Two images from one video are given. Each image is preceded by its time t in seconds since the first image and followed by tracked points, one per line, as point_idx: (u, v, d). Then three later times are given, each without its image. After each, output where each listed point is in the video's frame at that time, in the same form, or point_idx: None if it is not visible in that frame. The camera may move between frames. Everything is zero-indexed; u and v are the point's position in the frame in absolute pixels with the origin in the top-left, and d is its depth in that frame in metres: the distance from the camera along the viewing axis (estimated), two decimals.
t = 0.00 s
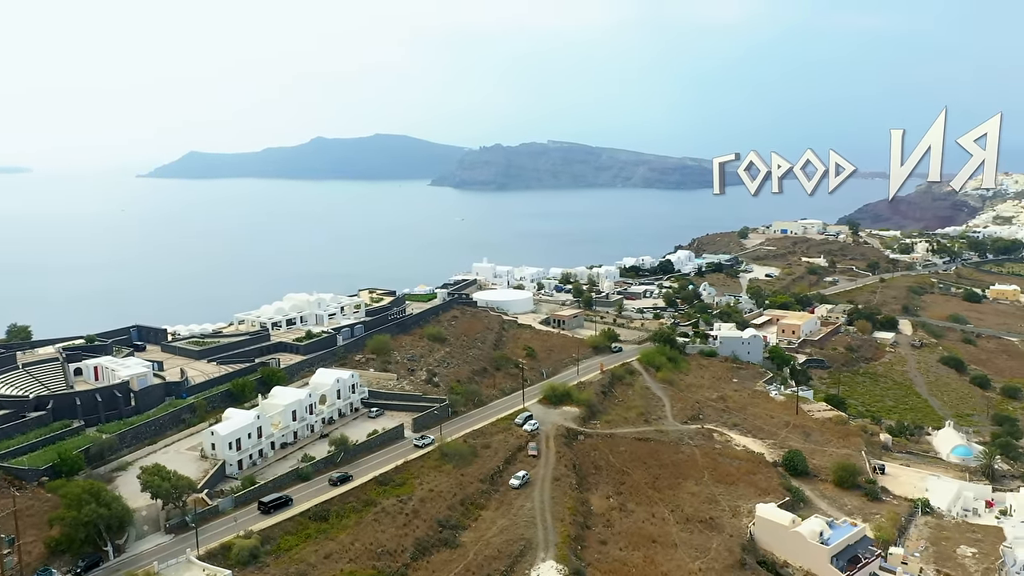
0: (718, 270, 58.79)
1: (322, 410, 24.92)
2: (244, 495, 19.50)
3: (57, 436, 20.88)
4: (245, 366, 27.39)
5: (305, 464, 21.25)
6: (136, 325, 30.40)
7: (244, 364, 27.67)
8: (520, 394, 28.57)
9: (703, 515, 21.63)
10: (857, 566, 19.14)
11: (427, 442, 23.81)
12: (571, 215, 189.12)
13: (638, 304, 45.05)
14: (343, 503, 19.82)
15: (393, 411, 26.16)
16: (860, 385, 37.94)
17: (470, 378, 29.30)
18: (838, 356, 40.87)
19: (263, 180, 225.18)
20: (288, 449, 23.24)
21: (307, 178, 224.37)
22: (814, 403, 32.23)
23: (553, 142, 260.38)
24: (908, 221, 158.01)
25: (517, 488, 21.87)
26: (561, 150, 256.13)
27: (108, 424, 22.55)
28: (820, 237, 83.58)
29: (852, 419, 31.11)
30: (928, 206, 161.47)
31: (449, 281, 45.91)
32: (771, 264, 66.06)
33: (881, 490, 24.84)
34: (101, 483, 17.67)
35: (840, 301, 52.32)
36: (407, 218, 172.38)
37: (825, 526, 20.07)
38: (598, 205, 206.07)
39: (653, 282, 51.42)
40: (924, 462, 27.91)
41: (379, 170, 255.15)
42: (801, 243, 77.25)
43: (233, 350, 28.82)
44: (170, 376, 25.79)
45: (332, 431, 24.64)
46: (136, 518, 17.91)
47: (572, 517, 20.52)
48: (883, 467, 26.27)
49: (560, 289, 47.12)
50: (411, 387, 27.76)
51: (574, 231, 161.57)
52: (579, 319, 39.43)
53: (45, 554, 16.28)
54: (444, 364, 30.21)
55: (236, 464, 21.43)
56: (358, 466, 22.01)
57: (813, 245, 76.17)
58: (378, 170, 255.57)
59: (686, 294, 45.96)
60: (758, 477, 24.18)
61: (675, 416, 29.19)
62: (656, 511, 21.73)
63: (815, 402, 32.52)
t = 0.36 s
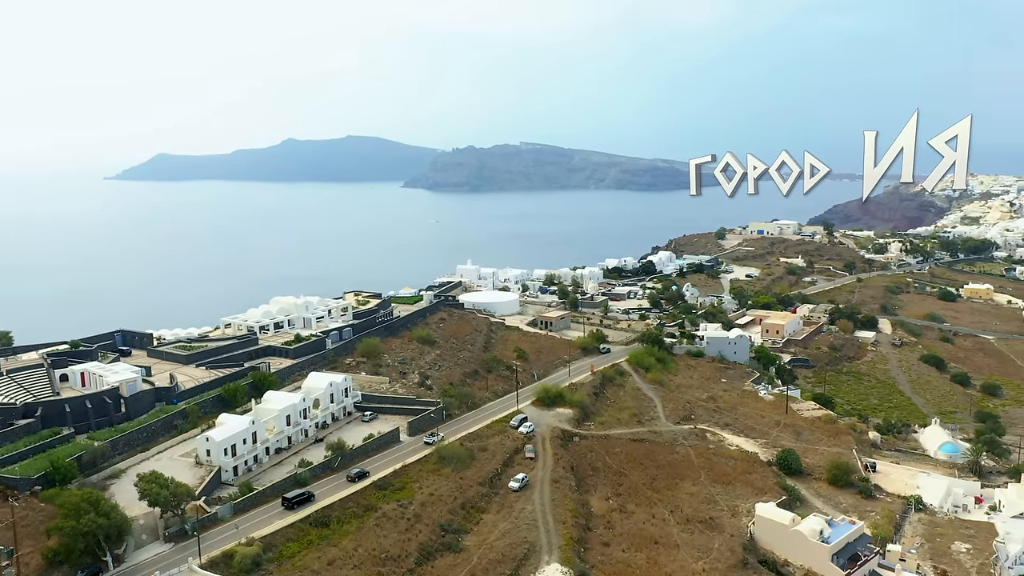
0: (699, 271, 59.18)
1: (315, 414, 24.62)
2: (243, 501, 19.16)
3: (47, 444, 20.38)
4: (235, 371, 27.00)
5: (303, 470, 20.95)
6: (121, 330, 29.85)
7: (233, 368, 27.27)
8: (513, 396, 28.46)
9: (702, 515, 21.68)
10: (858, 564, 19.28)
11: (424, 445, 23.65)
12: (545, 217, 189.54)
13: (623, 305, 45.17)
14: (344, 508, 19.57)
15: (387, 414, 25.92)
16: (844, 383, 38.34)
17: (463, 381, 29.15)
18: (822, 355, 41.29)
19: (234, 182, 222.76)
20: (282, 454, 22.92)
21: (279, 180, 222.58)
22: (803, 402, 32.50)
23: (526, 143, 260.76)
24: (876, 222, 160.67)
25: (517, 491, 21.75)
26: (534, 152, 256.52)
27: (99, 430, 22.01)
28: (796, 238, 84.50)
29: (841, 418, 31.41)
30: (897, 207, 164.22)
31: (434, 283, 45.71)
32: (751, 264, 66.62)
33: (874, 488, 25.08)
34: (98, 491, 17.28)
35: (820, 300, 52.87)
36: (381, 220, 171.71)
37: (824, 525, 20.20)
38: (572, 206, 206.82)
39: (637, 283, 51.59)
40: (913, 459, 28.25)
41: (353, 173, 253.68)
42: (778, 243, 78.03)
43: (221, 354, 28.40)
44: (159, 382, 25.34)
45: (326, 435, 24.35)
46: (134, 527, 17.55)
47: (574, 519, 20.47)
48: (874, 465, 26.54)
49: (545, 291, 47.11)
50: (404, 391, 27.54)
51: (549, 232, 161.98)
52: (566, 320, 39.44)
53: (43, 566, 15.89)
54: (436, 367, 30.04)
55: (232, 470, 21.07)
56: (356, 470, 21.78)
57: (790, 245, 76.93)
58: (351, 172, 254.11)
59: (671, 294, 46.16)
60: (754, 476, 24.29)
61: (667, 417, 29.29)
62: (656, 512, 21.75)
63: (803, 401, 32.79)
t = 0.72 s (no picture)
0: (681, 271, 59.43)
1: (310, 419, 24.30)
2: (242, 508, 18.82)
3: (37, 452, 19.86)
4: (225, 376, 26.54)
5: (301, 475, 20.64)
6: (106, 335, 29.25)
7: (223, 373, 26.80)
8: (507, 399, 28.31)
9: (703, 516, 21.67)
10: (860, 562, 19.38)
11: (421, 449, 23.45)
12: (520, 218, 189.59)
13: (610, 306, 45.20)
14: (345, 515, 19.28)
15: (381, 419, 25.64)
16: (831, 382, 38.65)
17: (456, 384, 28.93)
18: (808, 355, 41.62)
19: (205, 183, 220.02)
20: (278, 459, 22.59)
21: (252, 181, 220.41)
22: (793, 402, 32.69)
23: (500, 146, 260.80)
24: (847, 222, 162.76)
25: (517, 495, 21.59)
26: (509, 154, 256.61)
27: (90, 437, 21.49)
28: (773, 238, 85.26)
29: (831, 417, 31.64)
30: (868, 207, 166.50)
31: (419, 285, 45.44)
32: (732, 264, 67.05)
33: (869, 487, 25.25)
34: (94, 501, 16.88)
35: (802, 300, 53.33)
36: (356, 223, 170.09)
37: (825, 524, 20.27)
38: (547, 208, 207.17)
39: (621, 284, 51.66)
40: (904, 457, 28.53)
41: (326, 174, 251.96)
42: (757, 244, 78.63)
43: (210, 359, 27.91)
44: (148, 387, 24.83)
45: (321, 441, 24.04)
46: (133, 537, 17.15)
47: (576, 522, 20.36)
48: (867, 464, 26.75)
49: (531, 292, 47.02)
50: (397, 394, 27.27)
51: (524, 234, 161.94)
52: (555, 322, 39.36)
53: None
54: (428, 370, 29.81)
55: (228, 477, 20.72)
56: (355, 475, 21.51)
57: (768, 246, 77.59)
58: (325, 173, 252.32)
59: (656, 295, 46.28)
60: (751, 476, 24.34)
61: (661, 418, 29.30)
62: (657, 514, 21.70)
63: (793, 401, 32.98)
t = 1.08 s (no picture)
0: (663, 273, 59.59)
1: (304, 424, 23.92)
2: (242, 517, 18.43)
3: (27, 462, 19.33)
4: (215, 381, 26.05)
5: (300, 482, 20.29)
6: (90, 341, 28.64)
7: (212, 379, 26.31)
8: (501, 402, 28.12)
9: (704, 517, 21.63)
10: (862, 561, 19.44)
11: (417, 454, 23.18)
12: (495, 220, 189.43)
13: (595, 308, 45.15)
14: (346, 521, 18.96)
15: (375, 423, 25.33)
16: (817, 382, 38.91)
17: (449, 387, 28.68)
18: (793, 354, 41.88)
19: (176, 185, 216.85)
20: (273, 466, 22.19)
21: (223, 183, 217.79)
22: (783, 401, 32.84)
23: (474, 148, 260.54)
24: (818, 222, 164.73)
25: (518, 499, 21.39)
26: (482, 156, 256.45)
27: (79, 446, 20.94)
28: (751, 239, 85.87)
29: (821, 417, 31.83)
30: (839, 208, 168.74)
31: (404, 288, 45.09)
32: (713, 265, 67.42)
33: (864, 485, 25.38)
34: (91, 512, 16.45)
35: (784, 301, 53.70)
36: (329, 225, 168.77)
37: (827, 524, 20.29)
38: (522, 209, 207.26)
39: (605, 286, 51.66)
40: (895, 456, 28.76)
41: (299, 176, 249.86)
42: (735, 245, 79.16)
43: (198, 364, 27.39)
44: (137, 393, 24.31)
45: (316, 446, 23.68)
46: (131, 548, 16.71)
47: (580, 525, 20.21)
48: (859, 463, 26.92)
49: (516, 294, 46.85)
50: (391, 398, 26.95)
51: (499, 236, 161.79)
52: (542, 324, 39.23)
53: None
54: (421, 373, 29.53)
55: (224, 484, 20.30)
56: (353, 481, 21.20)
57: (747, 247, 78.16)
58: (297, 176, 250.12)
59: (642, 296, 46.34)
60: (749, 477, 24.35)
61: (655, 419, 29.28)
62: (658, 516, 21.60)
63: (782, 401, 33.14)
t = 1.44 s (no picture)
0: (649, 274, 59.63)
1: (301, 430, 23.52)
2: (244, 526, 18.03)
3: (20, 472, 18.79)
4: (208, 387, 25.53)
5: (301, 489, 19.91)
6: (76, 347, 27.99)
7: (205, 384, 25.79)
8: (498, 405, 27.88)
9: (709, 520, 21.54)
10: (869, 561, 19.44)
11: (416, 458, 22.87)
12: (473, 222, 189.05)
13: (584, 309, 45.03)
14: (351, 529, 18.63)
15: (373, 428, 24.98)
16: (807, 381, 39.07)
17: (445, 390, 28.39)
18: (782, 355, 42.03)
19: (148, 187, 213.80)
20: (272, 472, 21.77)
21: (197, 185, 215.32)
22: (777, 402, 32.90)
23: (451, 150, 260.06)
24: (794, 223, 166.24)
25: (522, 503, 21.16)
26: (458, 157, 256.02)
27: (73, 455, 20.40)
28: (732, 240, 86.31)
29: (816, 417, 31.92)
30: (813, 208, 170.58)
31: (392, 291, 44.65)
32: (697, 266, 67.63)
33: (863, 485, 25.44)
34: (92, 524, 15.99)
35: (770, 301, 53.93)
36: (306, 227, 167.41)
37: (833, 525, 20.26)
38: (500, 211, 207.10)
39: (592, 287, 51.55)
40: (890, 455, 28.89)
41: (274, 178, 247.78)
42: (717, 245, 79.51)
43: (190, 370, 26.85)
44: (129, 399, 23.76)
45: (314, 451, 23.28)
46: (132, 560, 16.26)
47: (586, 530, 20.03)
48: (857, 463, 27.00)
49: (504, 296, 46.60)
50: (387, 402, 26.59)
51: (477, 237, 161.50)
52: (534, 326, 39.03)
53: None
54: (416, 376, 29.22)
55: (223, 492, 19.87)
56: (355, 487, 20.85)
57: (729, 247, 78.54)
58: (272, 178, 247.90)
59: (630, 298, 46.29)
60: (750, 478, 24.31)
61: (652, 421, 29.18)
62: (662, 519, 21.48)
63: (776, 401, 33.20)
